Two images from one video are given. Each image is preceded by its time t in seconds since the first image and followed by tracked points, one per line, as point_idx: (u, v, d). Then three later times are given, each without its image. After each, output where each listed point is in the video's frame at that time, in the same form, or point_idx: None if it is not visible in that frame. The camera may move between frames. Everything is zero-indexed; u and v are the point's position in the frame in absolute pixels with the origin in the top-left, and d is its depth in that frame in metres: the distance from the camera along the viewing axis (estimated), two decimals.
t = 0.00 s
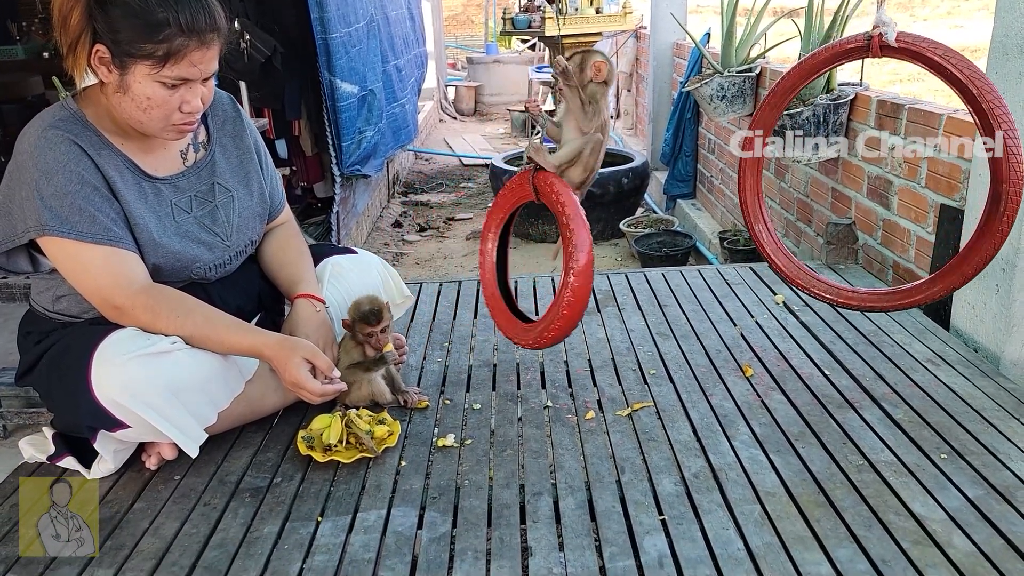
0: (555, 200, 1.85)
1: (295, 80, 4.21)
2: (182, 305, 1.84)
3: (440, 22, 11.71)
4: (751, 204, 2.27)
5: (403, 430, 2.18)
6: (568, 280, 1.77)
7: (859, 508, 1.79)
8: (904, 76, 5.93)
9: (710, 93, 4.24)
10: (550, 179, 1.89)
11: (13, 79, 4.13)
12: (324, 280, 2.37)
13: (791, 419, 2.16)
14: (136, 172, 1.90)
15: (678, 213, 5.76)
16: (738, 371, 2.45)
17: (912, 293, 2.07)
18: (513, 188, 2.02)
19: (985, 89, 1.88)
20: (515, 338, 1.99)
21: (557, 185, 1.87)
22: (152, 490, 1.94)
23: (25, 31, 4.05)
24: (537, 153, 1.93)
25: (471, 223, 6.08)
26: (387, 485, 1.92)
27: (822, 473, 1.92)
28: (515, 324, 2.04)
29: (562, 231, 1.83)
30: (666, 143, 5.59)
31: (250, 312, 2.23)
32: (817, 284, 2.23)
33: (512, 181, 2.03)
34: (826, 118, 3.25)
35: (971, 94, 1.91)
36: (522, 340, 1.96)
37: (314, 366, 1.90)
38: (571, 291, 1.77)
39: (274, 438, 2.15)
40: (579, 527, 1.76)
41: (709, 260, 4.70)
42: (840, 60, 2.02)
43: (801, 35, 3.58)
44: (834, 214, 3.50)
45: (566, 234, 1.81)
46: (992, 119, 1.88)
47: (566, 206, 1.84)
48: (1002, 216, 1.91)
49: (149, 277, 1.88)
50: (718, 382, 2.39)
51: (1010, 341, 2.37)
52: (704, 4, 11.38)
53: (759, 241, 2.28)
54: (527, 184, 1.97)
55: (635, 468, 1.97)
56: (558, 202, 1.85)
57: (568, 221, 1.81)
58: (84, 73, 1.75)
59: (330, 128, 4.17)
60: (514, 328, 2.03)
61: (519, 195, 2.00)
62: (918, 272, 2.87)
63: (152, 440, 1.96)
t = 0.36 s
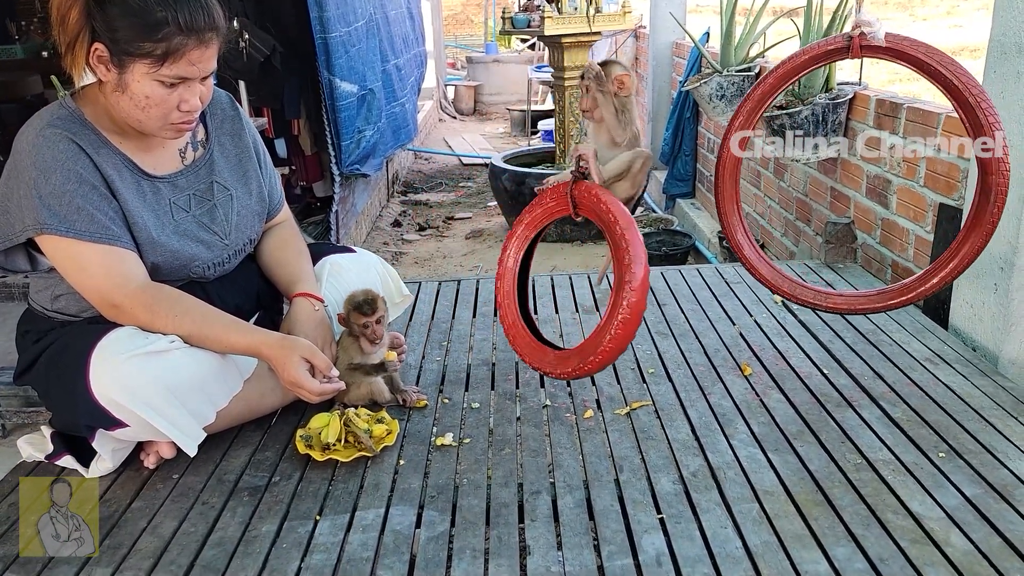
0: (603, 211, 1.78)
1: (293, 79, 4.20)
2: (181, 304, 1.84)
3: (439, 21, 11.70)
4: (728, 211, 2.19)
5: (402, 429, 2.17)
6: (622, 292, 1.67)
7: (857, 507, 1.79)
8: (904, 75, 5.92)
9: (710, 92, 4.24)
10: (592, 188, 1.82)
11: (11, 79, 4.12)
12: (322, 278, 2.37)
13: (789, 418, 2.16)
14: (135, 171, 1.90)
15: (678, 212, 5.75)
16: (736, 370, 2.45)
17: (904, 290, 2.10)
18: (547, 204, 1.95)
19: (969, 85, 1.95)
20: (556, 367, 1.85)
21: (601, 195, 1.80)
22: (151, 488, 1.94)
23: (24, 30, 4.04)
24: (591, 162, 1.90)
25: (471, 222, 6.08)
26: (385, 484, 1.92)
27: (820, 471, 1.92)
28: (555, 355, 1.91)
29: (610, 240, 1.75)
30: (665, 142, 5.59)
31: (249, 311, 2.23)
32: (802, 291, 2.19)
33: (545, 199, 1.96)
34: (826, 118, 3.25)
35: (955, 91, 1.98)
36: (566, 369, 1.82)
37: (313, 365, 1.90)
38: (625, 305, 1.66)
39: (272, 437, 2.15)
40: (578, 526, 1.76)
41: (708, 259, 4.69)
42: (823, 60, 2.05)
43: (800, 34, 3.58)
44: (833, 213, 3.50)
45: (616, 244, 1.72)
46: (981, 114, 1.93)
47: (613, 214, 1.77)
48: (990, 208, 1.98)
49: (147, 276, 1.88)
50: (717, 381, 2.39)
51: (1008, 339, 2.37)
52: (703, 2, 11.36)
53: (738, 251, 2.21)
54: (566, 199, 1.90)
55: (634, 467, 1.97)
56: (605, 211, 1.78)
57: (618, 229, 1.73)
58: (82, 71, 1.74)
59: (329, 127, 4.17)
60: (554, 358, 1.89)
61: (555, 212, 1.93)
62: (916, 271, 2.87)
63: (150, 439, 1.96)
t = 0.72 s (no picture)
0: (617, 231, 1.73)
1: (293, 79, 4.20)
2: (179, 306, 1.84)
3: (438, 22, 11.70)
4: (703, 213, 2.16)
5: (400, 431, 2.18)
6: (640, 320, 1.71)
7: (855, 509, 1.79)
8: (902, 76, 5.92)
9: (709, 93, 4.24)
10: (602, 206, 1.76)
11: (10, 80, 4.12)
12: (320, 279, 2.36)
13: (787, 420, 2.16)
14: (134, 174, 1.90)
15: (676, 213, 5.75)
16: (735, 371, 2.45)
17: (881, 294, 2.22)
18: (543, 215, 1.85)
19: (950, 92, 2.04)
20: (557, 388, 1.91)
21: (611, 213, 1.75)
22: (150, 490, 1.94)
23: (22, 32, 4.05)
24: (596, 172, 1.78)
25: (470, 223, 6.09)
26: (384, 486, 1.92)
27: (819, 473, 1.92)
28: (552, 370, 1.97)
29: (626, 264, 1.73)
30: (665, 143, 5.59)
31: (248, 313, 2.23)
32: (774, 295, 2.21)
33: (540, 207, 1.86)
34: (824, 120, 3.25)
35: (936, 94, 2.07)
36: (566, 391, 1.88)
37: (311, 367, 1.90)
38: (641, 336, 1.71)
39: (271, 439, 2.15)
40: (576, 528, 1.76)
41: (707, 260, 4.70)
42: (809, 61, 2.07)
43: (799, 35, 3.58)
44: (831, 215, 3.50)
45: (635, 274, 1.71)
46: (961, 121, 2.04)
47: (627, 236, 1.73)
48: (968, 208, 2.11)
49: (146, 278, 1.88)
50: (715, 383, 2.39)
51: (1006, 341, 2.37)
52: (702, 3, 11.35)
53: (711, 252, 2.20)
54: (567, 211, 1.82)
55: (632, 469, 1.97)
56: (620, 232, 1.73)
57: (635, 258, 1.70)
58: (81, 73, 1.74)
59: (328, 128, 4.17)
60: (552, 376, 1.94)
61: (552, 223, 1.85)
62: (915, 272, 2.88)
63: (149, 441, 1.97)
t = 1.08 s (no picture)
0: (585, 226, 1.90)
1: (292, 79, 4.21)
2: (179, 307, 1.84)
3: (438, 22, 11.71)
4: (698, 221, 2.15)
5: (400, 432, 2.17)
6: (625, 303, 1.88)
7: (856, 510, 1.79)
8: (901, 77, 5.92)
9: (709, 94, 4.24)
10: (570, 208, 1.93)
11: (10, 80, 4.12)
12: (320, 280, 2.37)
13: (787, 421, 2.16)
14: (134, 175, 1.90)
15: (676, 214, 5.75)
16: (735, 373, 2.45)
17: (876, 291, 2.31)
18: (507, 222, 1.98)
19: (937, 91, 2.12)
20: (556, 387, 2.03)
21: (575, 214, 1.92)
22: (150, 491, 1.94)
23: (23, 32, 4.06)
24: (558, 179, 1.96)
25: (469, 224, 6.09)
26: (384, 487, 1.92)
27: (819, 475, 1.92)
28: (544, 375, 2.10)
29: (600, 257, 1.91)
30: (664, 144, 5.60)
31: (248, 314, 2.22)
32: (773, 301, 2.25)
33: (501, 216, 1.99)
34: (824, 121, 3.26)
35: (922, 94, 2.15)
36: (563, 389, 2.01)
37: (311, 367, 1.90)
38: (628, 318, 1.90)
39: (271, 439, 2.15)
40: (576, 529, 1.76)
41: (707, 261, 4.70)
42: (801, 63, 2.10)
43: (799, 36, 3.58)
44: (831, 216, 3.50)
45: (612, 264, 1.89)
46: (949, 117, 2.12)
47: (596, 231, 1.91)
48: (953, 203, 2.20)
49: (146, 279, 1.88)
50: (715, 384, 2.39)
51: (1007, 342, 2.37)
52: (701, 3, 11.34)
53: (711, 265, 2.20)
54: (532, 217, 1.96)
55: (632, 470, 1.97)
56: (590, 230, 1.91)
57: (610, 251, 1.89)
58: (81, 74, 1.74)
59: (328, 128, 4.17)
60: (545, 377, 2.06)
61: (517, 229, 1.98)
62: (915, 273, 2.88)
63: (149, 442, 1.96)
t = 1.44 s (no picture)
0: (551, 216, 2.07)
1: (294, 81, 4.22)
2: (182, 308, 1.85)
3: (439, 23, 11.71)
4: (719, 225, 2.18)
5: (402, 433, 2.17)
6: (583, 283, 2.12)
7: (859, 512, 1.79)
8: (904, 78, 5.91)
9: (710, 95, 4.24)
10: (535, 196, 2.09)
11: (13, 81, 4.13)
12: (322, 281, 2.37)
13: (790, 423, 2.16)
14: (137, 176, 1.90)
15: (678, 215, 5.75)
16: (737, 374, 2.45)
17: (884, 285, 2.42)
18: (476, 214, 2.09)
19: (946, 91, 2.24)
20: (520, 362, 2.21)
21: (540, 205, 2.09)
22: (153, 492, 1.94)
23: (26, 33, 4.08)
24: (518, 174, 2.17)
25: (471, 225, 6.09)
26: (386, 489, 1.92)
27: (822, 477, 1.92)
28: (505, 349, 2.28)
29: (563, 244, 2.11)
30: (665, 145, 5.61)
31: (250, 315, 2.22)
32: (785, 301, 2.30)
33: (471, 206, 2.09)
34: (827, 121, 3.25)
35: (931, 94, 2.26)
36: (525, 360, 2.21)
37: (314, 368, 1.90)
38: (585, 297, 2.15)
39: (274, 440, 2.15)
40: (579, 531, 1.76)
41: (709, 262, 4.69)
42: (822, 62, 2.15)
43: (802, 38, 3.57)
44: (834, 217, 3.50)
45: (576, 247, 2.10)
46: (957, 118, 2.25)
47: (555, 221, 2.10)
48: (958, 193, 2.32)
49: (149, 280, 1.88)
50: (718, 385, 2.39)
51: (1010, 344, 2.37)
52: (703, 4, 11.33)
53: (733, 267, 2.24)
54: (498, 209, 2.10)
55: (635, 472, 1.97)
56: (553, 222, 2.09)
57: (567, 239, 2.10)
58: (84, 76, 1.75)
59: (330, 129, 4.17)
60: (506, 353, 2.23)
61: (484, 219, 2.09)
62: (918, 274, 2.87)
63: (152, 443, 1.96)
